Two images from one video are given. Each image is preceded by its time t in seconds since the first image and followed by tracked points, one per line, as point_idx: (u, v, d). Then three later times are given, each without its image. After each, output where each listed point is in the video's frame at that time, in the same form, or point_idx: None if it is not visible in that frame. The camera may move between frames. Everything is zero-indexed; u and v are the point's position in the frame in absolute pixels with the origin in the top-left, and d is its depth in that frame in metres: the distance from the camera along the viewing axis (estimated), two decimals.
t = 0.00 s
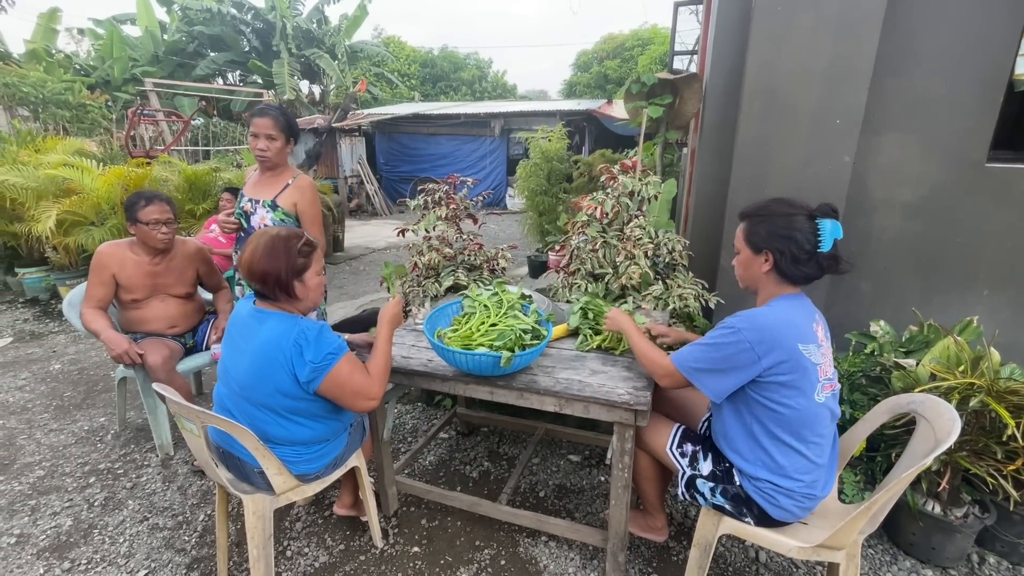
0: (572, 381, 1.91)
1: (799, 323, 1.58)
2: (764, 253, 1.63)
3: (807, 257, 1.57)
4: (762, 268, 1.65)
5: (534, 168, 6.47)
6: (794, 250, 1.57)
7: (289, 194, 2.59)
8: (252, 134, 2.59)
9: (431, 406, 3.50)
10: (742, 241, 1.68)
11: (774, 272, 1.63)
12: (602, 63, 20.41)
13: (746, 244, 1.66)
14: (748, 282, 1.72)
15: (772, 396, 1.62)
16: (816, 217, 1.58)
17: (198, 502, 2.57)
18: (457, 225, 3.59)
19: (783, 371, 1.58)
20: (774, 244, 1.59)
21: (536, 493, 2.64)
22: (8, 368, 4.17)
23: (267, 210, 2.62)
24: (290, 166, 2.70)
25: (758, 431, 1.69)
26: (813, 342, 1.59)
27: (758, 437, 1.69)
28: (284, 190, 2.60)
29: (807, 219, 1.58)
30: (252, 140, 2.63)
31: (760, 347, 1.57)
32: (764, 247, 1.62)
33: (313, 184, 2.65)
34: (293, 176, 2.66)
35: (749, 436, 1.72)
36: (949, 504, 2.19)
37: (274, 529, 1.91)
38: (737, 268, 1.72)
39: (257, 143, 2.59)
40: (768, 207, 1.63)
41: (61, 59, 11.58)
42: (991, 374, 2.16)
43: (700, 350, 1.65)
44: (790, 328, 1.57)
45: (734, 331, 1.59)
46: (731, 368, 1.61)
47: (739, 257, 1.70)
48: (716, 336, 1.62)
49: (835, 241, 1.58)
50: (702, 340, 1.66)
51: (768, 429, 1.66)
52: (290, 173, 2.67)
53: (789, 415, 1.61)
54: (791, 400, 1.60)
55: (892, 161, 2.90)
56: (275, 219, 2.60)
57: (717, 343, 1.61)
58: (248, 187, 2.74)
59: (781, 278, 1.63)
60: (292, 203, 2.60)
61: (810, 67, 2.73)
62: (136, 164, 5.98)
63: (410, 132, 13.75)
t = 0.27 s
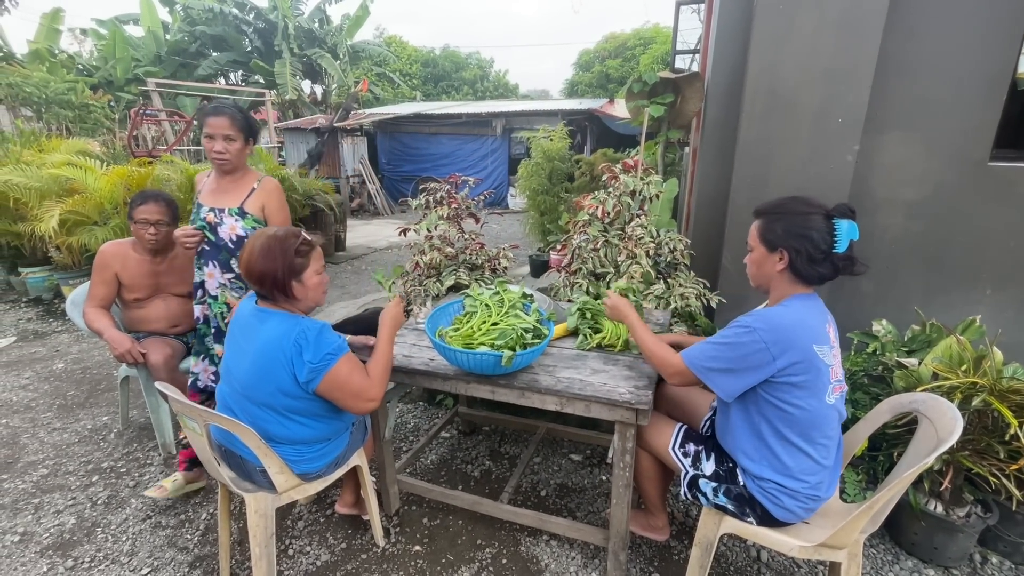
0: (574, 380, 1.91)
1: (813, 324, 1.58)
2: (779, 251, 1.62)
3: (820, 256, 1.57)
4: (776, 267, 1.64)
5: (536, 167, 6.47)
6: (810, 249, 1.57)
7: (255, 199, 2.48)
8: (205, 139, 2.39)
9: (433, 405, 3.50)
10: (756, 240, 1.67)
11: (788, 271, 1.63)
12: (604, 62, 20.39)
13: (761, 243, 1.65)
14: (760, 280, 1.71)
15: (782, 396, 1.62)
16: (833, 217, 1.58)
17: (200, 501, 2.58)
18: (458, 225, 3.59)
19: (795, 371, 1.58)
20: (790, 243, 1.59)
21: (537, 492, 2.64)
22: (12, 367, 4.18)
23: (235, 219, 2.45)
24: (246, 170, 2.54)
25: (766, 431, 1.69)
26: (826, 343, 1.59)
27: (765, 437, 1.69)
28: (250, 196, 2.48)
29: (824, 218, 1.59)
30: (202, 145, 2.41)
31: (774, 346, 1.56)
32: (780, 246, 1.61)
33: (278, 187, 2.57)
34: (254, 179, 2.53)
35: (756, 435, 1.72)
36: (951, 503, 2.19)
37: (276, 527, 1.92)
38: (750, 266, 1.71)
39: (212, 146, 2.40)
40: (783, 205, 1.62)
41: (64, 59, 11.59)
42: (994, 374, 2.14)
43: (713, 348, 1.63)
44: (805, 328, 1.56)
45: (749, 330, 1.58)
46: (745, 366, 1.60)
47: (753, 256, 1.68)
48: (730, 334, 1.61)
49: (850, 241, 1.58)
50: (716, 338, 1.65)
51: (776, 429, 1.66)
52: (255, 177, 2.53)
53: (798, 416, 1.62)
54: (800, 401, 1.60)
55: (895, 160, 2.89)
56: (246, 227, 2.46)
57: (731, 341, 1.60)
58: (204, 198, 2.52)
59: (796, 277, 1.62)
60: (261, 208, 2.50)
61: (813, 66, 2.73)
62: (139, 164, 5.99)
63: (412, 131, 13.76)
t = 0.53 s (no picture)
0: (574, 379, 1.92)
1: (817, 324, 1.58)
2: (786, 250, 1.62)
3: (824, 256, 1.58)
4: (782, 266, 1.64)
5: (537, 167, 6.47)
6: (817, 248, 1.57)
7: (195, 202, 2.17)
8: (139, 136, 2.06)
9: (434, 404, 3.51)
10: (763, 239, 1.67)
11: (794, 269, 1.63)
12: (605, 61, 20.39)
13: (767, 241, 1.65)
14: (765, 278, 1.71)
15: (787, 397, 1.61)
16: (840, 217, 1.59)
17: (202, 499, 2.59)
18: (459, 224, 3.60)
19: (802, 372, 1.58)
20: (797, 242, 1.59)
21: (538, 491, 2.64)
22: (15, 366, 4.20)
23: (170, 222, 2.12)
24: (184, 171, 2.21)
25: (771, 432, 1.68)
26: (830, 342, 1.60)
27: (767, 437, 1.69)
28: (189, 198, 2.16)
29: (830, 217, 1.59)
30: (134, 144, 2.08)
31: (782, 347, 1.55)
32: (787, 244, 1.61)
33: (221, 188, 2.25)
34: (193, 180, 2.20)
35: (759, 436, 1.72)
36: (952, 503, 2.19)
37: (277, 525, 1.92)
38: (755, 265, 1.71)
39: (148, 146, 2.08)
40: (791, 204, 1.63)
41: (66, 59, 11.61)
42: (995, 373, 2.14)
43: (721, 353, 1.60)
44: (809, 327, 1.57)
45: (757, 332, 1.56)
46: (755, 371, 1.56)
47: (759, 254, 1.68)
48: (738, 337, 1.58)
49: (855, 242, 1.59)
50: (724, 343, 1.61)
51: (778, 429, 1.67)
52: (192, 177, 2.21)
53: (802, 417, 1.62)
54: (804, 400, 1.61)
55: (897, 158, 2.88)
56: (185, 233, 2.14)
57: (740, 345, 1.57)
58: (131, 203, 2.17)
59: (802, 276, 1.63)
60: (203, 212, 2.18)
61: (813, 65, 2.73)
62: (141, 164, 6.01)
63: (413, 131, 13.77)
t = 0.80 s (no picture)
0: (575, 378, 1.92)
1: (825, 325, 1.58)
2: (788, 248, 1.62)
3: (826, 255, 1.57)
4: (784, 264, 1.64)
5: (538, 166, 6.47)
6: (818, 247, 1.57)
7: (150, 201, 2.04)
8: (81, 132, 1.90)
9: (435, 403, 3.51)
10: (764, 237, 1.66)
11: (795, 268, 1.63)
12: (606, 60, 20.36)
13: (769, 239, 1.64)
14: (767, 276, 1.71)
15: (796, 400, 1.61)
16: (842, 216, 1.58)
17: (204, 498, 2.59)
18: (460, 223, 3.60)
19: (813, 376, 1.58)
20: (799, 240, 1.58)
21: (539, 490, 2.64)
22: (18, 365, 4.21)
23: (124, 225, 1.98)
24: (132, 170, 2.08)
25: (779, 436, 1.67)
26: (835, 343, 1.60)
27: (771, 439, 1.69)
28: (142, 197, 2.03)
29: (831, 216, 1.58)
30: (74, 142, 1.92)
31: (796, 354, 1.54)
32: (788, 243, 1.60)
33: (175, 185, 2.14)
34: (143, 178, 2.07)
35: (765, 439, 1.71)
36: (954, 502, 2.18)
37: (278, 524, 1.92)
38: (756, 263, 1.71)
39: (94, 143, 1.92)
40: (793, 202, 1.62)
41: (68, 59, 11.62)
42: (997, 372, 2.14)
43: (740, 368, 1.58)
44: (818, 330, 1.56)
45: (766, 341, 1.55)
46: (776, 382, 1.54)
47: (761, 252, 1.68)
48: (755, 348, 1.56)
49: (857, 241, 1.58)
50: (742, 355, 1.59)
51: (784, 431, 1.66)
52: (141, 177, 2.07)
53: (810, 419, 1.62)
54: (812, 403, 1.60)
55: (899, 156, 2.87)
56: (142, 235, 2.01)
57: (757, 355, 1.56)
58: (73, 208, 1.99)
59: (802, 275, 1.62)
60: (160, 210, 2.07)
61: (815, 63, 2.72)
62: (143, 163, 6.02)
63: (415, 130, 13.77)
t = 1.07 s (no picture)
0: (575, 378, 1.92)
1: (822, 325, 1.58)
2: (782, 250, 1.62)
3: (820, 258, 1.57)
4: (778, 266, 1.64)
5: (538, 165, 6.47)
6: (813, 249, 1.57)
7: (113, 218, 1.75)
8: (33, 141, 1.62)
9: (435, 403, 3.51)
10: (759, 238, 1.66)
11: (789, 270, 1.63)
12: (607, 59, 20.35)
13: (764, 240, 1.64)
14: (760, 277, 1.70)
15: (795, 400, 1.61)
16: (837, 218, 1.58)
17: (205, 498, 2.60)
18: (460, 223, 3.60)
19: (812, 376, 1.58)
20: (794, 242, 1.58)
21: (539, 489, 2.65)
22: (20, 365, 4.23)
23: (81, 248, 1.68)
24: (95, 182, 1.79)
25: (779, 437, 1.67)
26: (832, 342, 1.61)
27: (771, 439, 1.68)
28: (103, 214, 1.73)
29: (826, 218, 1.58)
30: (26, 151, 1.64)
31: (796, 356, 1.54)
32: (783, 245, 1.60)
33: (144, 202, 1.83)
34: (107, 192, 1.78)
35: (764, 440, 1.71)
36: (955, 501, 2.18)
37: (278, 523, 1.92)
38: (750, 262, 1.71)
39: (50, 153, 1.64)
40: (790, 203, 1.62)
41: (69, 60, 11.63)
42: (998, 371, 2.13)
43: (742, 372, 1.58)
44: (816, 330, 1.57)
45: (767, 345, 1.55)
46: (778, 386, 1.54)
47: (754, 252, 1.68)
48: (756, 352, 1.56)
49: (850, 243, 1.58)
50: (743, 360, 1.58)
51: (783, 431, 1.66)
52: (105, 190, 1.78)
53: (809, 418, 1.62)
54: (811, 402, 1.61)
55: (899, 155, 2.87)
56: (101, 257, 1.72)
57: (758, 359, 1.55)
58: (23, 222, 1.70)
59: (797, 276, 1.63)
60: (124, 229, 1.77)
61: (815, 62, 2.71)
62: (143, 163, 6.03)
63: (415, 130, 13.77)
